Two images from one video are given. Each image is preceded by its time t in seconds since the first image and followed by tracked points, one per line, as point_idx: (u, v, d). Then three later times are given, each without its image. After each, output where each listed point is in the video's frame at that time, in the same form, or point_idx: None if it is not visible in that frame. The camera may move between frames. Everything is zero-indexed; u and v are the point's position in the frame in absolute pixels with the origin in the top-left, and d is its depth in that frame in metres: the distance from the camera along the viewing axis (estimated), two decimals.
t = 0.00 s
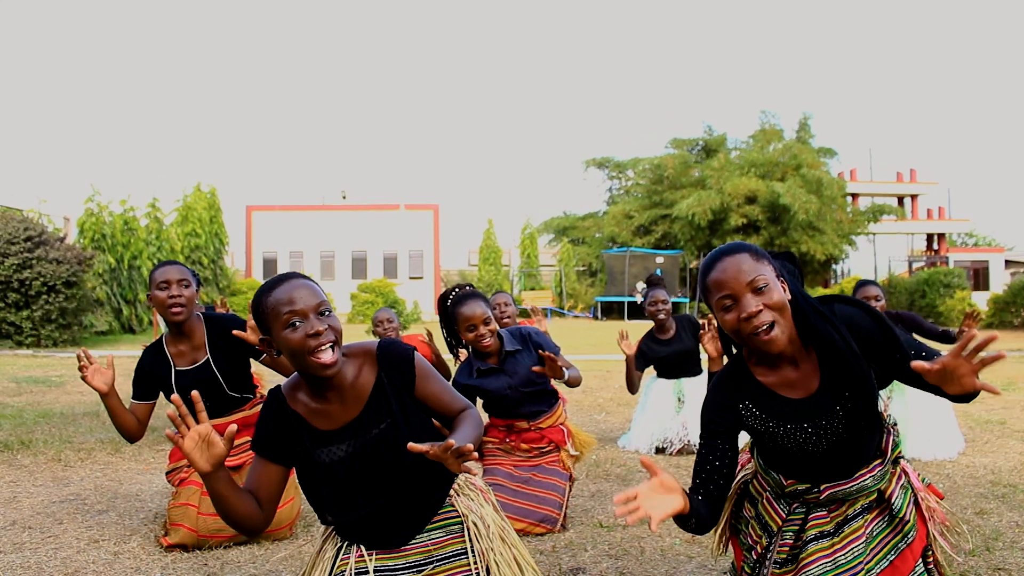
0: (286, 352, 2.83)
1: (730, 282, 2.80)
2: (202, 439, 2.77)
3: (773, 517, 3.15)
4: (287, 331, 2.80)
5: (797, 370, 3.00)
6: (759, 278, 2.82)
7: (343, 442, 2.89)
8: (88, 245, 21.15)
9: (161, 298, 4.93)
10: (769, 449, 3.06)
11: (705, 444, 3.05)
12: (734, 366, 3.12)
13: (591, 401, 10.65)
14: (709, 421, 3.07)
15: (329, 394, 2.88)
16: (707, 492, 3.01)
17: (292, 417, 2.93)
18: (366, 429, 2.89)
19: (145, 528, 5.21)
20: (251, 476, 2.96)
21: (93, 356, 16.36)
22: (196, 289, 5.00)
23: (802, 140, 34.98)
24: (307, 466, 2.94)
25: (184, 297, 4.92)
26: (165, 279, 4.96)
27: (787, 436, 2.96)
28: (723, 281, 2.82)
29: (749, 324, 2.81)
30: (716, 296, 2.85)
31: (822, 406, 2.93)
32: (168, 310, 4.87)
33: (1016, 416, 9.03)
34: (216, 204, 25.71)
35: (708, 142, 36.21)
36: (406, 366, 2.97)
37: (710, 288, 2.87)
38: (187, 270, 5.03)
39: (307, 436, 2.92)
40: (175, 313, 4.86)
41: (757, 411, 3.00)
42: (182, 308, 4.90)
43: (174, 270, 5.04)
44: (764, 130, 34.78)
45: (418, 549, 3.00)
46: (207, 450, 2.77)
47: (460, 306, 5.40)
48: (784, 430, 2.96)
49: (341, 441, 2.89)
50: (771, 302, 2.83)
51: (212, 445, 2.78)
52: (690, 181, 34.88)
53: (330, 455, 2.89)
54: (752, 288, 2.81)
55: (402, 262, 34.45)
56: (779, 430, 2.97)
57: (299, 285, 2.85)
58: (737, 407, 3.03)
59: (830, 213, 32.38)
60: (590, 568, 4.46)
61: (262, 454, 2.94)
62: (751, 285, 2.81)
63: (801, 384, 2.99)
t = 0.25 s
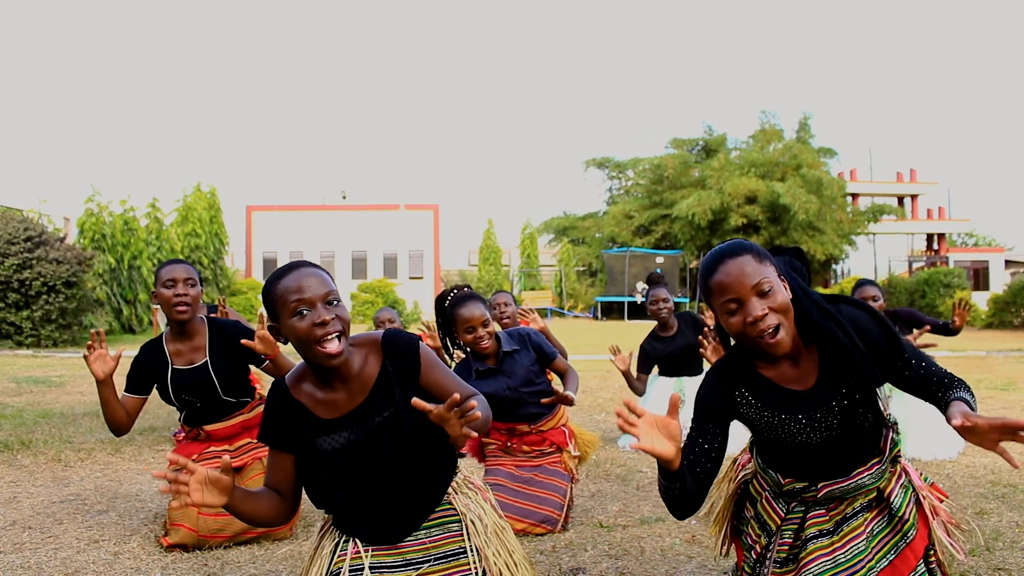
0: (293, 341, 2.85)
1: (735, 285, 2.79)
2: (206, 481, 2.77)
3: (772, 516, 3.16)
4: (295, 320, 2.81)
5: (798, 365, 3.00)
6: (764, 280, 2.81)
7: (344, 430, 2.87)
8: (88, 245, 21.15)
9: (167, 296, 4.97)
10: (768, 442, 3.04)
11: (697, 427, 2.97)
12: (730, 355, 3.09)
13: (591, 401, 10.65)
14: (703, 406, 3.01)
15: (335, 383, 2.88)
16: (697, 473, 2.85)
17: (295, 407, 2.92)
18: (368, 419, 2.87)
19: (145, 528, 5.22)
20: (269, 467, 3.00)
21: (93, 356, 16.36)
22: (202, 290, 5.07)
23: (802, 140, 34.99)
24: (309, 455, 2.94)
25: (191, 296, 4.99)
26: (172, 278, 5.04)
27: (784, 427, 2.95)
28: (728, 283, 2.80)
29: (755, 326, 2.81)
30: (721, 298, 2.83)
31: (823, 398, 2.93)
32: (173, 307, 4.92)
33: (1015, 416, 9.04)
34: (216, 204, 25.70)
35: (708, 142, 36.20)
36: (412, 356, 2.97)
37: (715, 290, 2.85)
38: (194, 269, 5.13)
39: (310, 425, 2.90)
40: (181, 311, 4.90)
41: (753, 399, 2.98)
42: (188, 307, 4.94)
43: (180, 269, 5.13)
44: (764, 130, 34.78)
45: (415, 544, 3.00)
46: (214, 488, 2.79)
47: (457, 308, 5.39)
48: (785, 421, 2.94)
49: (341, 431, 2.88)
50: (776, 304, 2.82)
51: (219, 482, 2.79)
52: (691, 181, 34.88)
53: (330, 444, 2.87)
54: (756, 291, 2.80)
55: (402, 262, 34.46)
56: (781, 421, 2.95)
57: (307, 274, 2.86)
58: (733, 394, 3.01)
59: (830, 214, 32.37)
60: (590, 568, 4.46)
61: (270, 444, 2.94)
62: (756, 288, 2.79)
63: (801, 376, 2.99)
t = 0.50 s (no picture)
0: (299, 331, 2.87)
1: (743, 286, 2.78)
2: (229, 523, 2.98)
3: (771, 523, 3.16)
4: (301, 313, 2.83)
5: (800, 375, 2.98)
6: (772, 283, 2.81)
7: (354, 435, 2.88)
8: (88, 245, 21.16)
9: (174, 297, 4.98)
10: (767, 452, 3.02)
11: (693, 425, 2.93)
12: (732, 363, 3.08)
13: (591, 401, 10.65)
14: (703, 407, 2.97)
15: (348, 381, 2.89)
16: (683, 466, 2.78)
17: (305, 410, 2.93)
18: (379, 427, 2.87)
19: (145, 528, 5.22)
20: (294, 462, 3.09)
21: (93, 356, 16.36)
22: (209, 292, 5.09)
23: (802, 140, 34.98)
24: (316, 456, 2.95)
25: (198, 297, 5.00)
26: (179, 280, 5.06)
27: (784, 440, 2.94)
28: (735, 284, 2.80)
29: (762, 329, 2.80)
30: (728, 299, 2.82)
31: (827, 413, 2.93)
32: (180, 308, 4.93)
33: (1015, 416, 9.04)
34: (216, 204, 25.70)
35: (708, 142, 36.19)
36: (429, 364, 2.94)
37: (722, 292, 2.84)
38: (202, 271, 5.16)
39: (322, 427, 2.90)
40: (188, 311, 4.91)
41: (753, 409, 2.96)
42: (195, 307, 4.95)
43: (189, 270, 5.17)
44: (764, 130, 34.76)
45: (415, 551, 3.00)
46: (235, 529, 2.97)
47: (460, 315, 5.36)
48: (785, 432, 2.93)
49: (348, 435, 2.88)
50: (784, 306, 2.82)
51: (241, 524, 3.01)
52: (690, 181, 34.87)
53: (338, 448, 2.88)
54: (765, 293, 2.80)
55: (402, 262, 34.45)
56: (781, 432, 2.94)
57: (321, 267, 2.88)
58: (732, 402, 2.98)
59: (830, 214, 32.33)
60: (590, 568, 4.46)
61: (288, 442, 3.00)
62: (764, 291, 2.79)
63: (803, 388, 2.97)
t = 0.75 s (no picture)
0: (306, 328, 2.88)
1: (753, 279, 2.78)
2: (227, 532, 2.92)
3: (770, 522, 3.15)
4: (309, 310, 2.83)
5: (806, 375, 2.97)
6: (784, 279, 2.80)
7: (362, 438, 2.88)
8: (88, 245, 21.18)
9: (181, 294, 4.96)
10: (771, 455, 3.02)
11: (696, 432, 2.92)
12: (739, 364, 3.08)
13: (591, 401, 10.65)
14: (709, 414, 2.98)
15: (361, 382, 2.89)
16: (689, 474, 2.79)
17: (317, 410, 2.93)
18: (389, 434, 2.88)
19: (145, 528, 5.22)
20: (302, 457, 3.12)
21: (93, 356, 16.38)
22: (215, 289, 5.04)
23: (802, 140, 34.98)
24: (323, 454, 2.96)
25: (204, 295, 4.97)
26: (185, 276, 5.01)
27: (788, 443, 2.94)
28: (747, 277, 2.80)
29: (771, 324, 2.79)
30: (740, 292, 2.82)
31: (832, 416, 2.92)
32: (187, 306, 4.90)
33: (1015, 417, 9.02)
34: (216, 204, 25.70)
35: (708, 142, 36.18)
36: (444, 373, 2.93)
37: (733, 286, 2.84)
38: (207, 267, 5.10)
39: (331, 426, 2.92)
40: (194, 309, 4.89)
41: (760, 414, 2.96)
42: (202, 305, 4.93)
43: (194, 266, 5.11)
44: (764, 130, 34.77)
45: (414, 552, 3.00)
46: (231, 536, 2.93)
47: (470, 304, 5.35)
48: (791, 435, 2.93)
49: (357, 437, 2.89)
50: (794, 301, 2.81)
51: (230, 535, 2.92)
52: (690, 181, 34.88)
53: (347, 451, 2.89)
54: (777, 288, 2.79)
55: (402, 262, 34.46)
56: (788, 435, 2.93)
57: (333, 267, 2.86)
58: (739, 407, 2.98)
59: (830, 214, 32.32)
60: (590, 568, 4.46)
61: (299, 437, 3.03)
62: (775, 286, 2.79)
63: (809, 390, 2.96)
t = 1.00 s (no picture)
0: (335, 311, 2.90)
1: (784, 267, 2.79)
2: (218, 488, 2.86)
3: (771, 513, 3.13)
4: (341, 299, 2.85)
5: (819, 358, 3.03)
6: (815, 269, 2.81)
7: (378, 413, 2.93)
8: (88, 245, 21.17)
9: (193, 287, 5.02)
10: (776, 435, 3.05)
11: (719, 425, 3.01)
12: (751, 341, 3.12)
13: (592, 401, 10.65)
14: (725, 398, 3.02)
15: (384, 365, 2.96)
16: (712, 484, 2.93)
17: (337, 383, 2.99)
18: (407, 415, 2.93)
19: (145, 528, 5.22)
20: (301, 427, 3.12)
21: (92, 356, 16.39)
22: (227, 283, 5.11)
23: (803, 140, 34.97)
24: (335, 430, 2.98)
25: (216, 288, 5.04)
26: (197, 270, 5.07)
27: (799, 422, 2.97)
28: (778, 263, 2.81)
29: (795, 310, 2.80)
30: (768, 276, 2.83)
31: (842, 393, 2.98)
32: (199, 299, 4.97)
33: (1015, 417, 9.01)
34: (216, 204, 25.67)
35: (708, 142, 36.16)
36: (465, 367, 2.99)
37: (762, 270, 2.85)
38: (218, 261, 5.16)
39: (340, 394, 2.97)
40: (207, 302, 4.96)
41: (774, 394, 2.99)
42: (214, 298, 5.01)
43: (206, 261, 5.16)
44: (764, 130, 34.76)
45: (415, 544, 3.00)
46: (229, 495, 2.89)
47: (496, 284, 5.48)
48: (801, 413, 2.96)
49: (374, 412, 2.93)
50: (821, 294, 2.82)
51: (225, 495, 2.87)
52: (691, 181, 34.86)
53: (360, 424, 2.93)
54: (806, 277, 2.80)
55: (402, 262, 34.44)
56: (798, 412, 2.97)
57: (370, 257, 2.85)
58: (753, 386, 3.01)
59: (830, 214, 32.30)
60: (590, 569, 4.46)
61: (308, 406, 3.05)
62: (805, 274, 2.79)
63: (820, 373, 3.03)
